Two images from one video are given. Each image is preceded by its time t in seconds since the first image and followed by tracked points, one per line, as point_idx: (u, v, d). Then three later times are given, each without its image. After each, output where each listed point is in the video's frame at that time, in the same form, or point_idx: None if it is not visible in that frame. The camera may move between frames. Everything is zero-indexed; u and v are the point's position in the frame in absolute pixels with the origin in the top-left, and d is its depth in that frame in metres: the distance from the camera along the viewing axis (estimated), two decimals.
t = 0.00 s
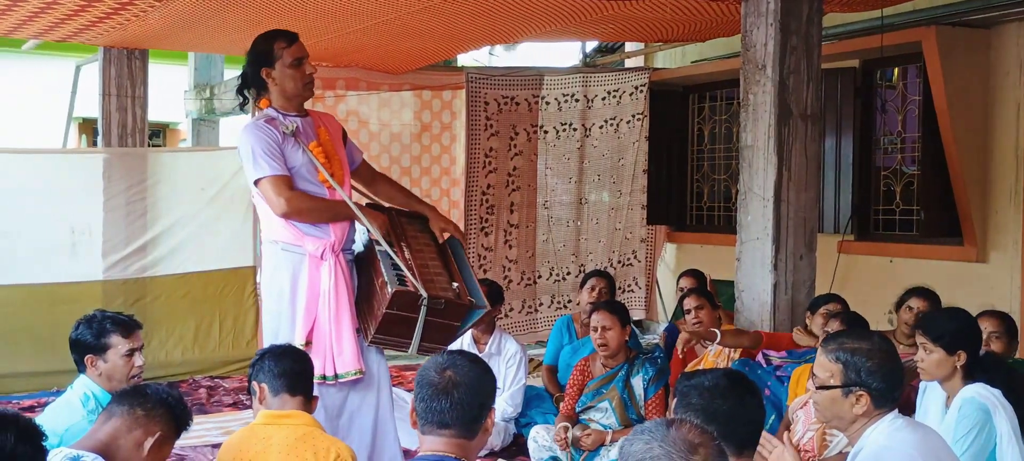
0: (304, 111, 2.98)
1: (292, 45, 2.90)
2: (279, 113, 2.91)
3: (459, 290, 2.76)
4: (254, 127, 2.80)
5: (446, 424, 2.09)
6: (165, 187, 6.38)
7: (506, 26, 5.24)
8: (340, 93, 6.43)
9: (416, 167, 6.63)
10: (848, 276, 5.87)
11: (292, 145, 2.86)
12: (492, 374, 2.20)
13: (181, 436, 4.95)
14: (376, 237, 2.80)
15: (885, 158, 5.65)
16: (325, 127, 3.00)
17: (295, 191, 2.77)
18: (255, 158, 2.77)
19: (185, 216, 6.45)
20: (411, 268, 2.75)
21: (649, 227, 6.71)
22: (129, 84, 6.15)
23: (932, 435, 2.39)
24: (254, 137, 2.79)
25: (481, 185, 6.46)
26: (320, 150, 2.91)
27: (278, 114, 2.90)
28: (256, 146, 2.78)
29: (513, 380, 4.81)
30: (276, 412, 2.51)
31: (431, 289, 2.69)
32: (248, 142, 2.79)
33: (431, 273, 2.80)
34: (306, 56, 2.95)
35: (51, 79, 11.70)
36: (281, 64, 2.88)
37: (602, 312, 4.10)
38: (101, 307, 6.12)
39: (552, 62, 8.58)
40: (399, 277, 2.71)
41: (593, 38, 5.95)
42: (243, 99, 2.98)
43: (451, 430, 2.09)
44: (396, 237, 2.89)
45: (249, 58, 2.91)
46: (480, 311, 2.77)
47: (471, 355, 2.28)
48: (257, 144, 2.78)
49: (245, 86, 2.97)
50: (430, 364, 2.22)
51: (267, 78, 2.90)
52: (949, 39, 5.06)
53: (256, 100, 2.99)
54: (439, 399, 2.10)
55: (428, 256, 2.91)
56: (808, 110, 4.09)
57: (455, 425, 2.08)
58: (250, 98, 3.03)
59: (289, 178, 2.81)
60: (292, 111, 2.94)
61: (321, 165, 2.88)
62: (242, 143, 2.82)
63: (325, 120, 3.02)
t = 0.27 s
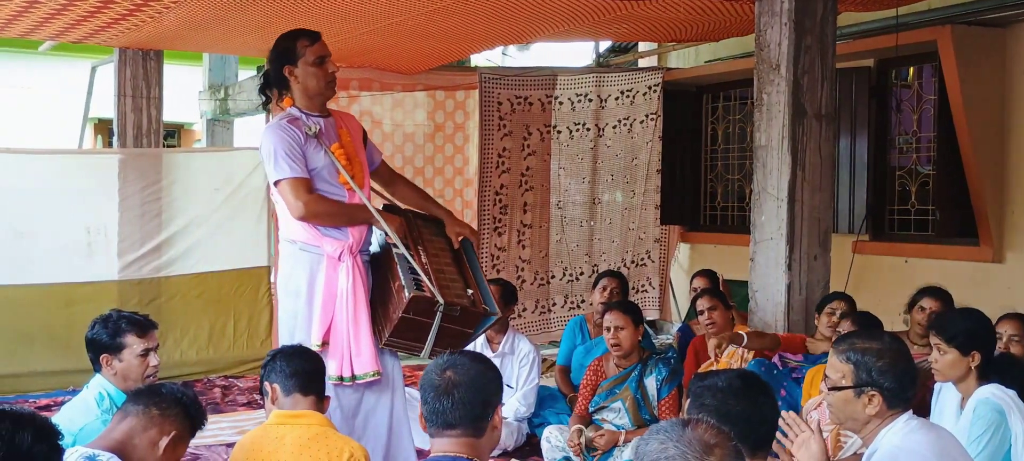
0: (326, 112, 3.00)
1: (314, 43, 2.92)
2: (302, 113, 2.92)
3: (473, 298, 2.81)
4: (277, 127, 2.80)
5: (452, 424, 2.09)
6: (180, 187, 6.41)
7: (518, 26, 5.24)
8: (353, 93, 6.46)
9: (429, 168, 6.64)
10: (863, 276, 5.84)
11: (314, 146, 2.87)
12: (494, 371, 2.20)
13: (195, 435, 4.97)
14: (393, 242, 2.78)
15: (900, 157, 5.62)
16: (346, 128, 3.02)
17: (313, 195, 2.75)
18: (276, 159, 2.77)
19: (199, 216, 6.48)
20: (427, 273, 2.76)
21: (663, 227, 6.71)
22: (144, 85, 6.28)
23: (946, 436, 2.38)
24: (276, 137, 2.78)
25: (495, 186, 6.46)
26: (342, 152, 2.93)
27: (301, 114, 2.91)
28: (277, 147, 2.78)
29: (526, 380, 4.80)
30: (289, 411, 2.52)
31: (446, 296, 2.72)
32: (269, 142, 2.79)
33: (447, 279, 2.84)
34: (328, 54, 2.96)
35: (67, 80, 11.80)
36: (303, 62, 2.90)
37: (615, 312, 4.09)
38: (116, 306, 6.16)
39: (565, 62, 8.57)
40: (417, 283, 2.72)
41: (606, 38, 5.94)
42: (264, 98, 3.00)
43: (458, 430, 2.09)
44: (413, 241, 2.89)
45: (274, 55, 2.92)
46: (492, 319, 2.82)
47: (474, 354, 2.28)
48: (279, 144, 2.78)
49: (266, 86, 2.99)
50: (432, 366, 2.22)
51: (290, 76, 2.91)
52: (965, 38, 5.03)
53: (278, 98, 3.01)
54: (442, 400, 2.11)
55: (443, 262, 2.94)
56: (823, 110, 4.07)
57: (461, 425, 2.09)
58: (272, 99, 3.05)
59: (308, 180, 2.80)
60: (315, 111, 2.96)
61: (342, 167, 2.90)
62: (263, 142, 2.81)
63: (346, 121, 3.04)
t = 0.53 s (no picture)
0: (341, 112, 3.00)
1: (326, 41, 2.92)
2: (317, 112, 2.92)
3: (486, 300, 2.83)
4: (293, 127, 2.82)
5: (456, 424, 2.09)
6: (189, 187, 6.42)
7: (527, 26, 5.24)
8: (362, 93, 6.54)
9: (437, 168, 6.65)
10: (873, 277, 5.81)
11: (329, 147, 2.88)
12: (496, 369, 2.20)
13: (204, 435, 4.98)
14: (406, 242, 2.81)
15: (910, 157, 5.59)
16: (360, 129, 3.03)
17: (328, 195, 2.77)
18: (291, 159, 2.78)
19: (208, 216, 6.49)
20: (441, 274, 2.79)
21: (671, 227, 6.70)
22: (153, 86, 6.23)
23: (956, 438, 2.37)
24: (292, 138, 2.80)
25: (503, 185, 6.46)
26: (356, 152, 2.93)
27: (316, 113, 2.91)
28: (293, 147, 2.79)
29: (535, 381, 4.80)
30: (297, 412, 2.52)
31: (460, 297, 2.75)
32: (285, 142, 2.80)
33: (459, 280, 2.85)
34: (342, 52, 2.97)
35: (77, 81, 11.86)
36: (316, 59, 2.90)
37: (623, 312, 4.09)
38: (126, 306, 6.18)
39: (573, 62, 8.56)
40: (430, 283, 2.74)
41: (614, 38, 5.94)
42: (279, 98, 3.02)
43: (463, 429, 2.09)
44: (425, 242, 2.92)
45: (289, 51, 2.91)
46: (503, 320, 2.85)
47: (477, 353, 2.28)
48: (295, 145, 2.79)
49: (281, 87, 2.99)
50: (436, 366, 2.22)
51: (303, 74, 2.91)
52: (975, 38, 5.01)
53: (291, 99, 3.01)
54: (445, 401, 2.11)
55: (455, 263, 2.96)
56: (832, 110, 4.06)
57: (466, 424, 2.09)
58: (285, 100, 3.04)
59: (323, 180, 2.81)
60: (330, 111, 2.96)
61: (357, 168, 2.90)
62: (279, 143, 2.83)
63: (360, 121, 3.05)
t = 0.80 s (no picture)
0: (345, 110, 3.00)
1: (332, 40, 2.93)
2: (322, 111, 2.92)
3: (489, 300, 2.84)
4: (298, 126, 2.81)
5: (458, 421, 2.10)
6: (190, 187, 6.43)
7: (527, 25, 5.24)
8: (363, 93, 6.54)
9: (438, 167, 6.66)
10: (873, 277, 5.81)
11: (334, 146, 2.88)
12: (498, 367, 2.21)
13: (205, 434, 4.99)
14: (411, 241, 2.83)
15: (911, 156, 5.59)
16: (364, 128, 3.03)
17: (332, 195, 2.78)
18: (296, 158, 2.78)
19: (209, 216, 6.50)
20: (445, 274, 2.80)
21: (671, 227, 6.69)
22: (154, 85, 6.26)
23: (956, 436, 2.37)
24: (297, 137, 2.79)
25: (504, 185, 6.48)
26: (361, 152, 2.94)
27: (321, 112, 2.91)
28: (298, 147, 2.78)
29: (535, 380, 4.80)
30: (296, 411, 2.52)
31: (464, 297, 2.76)
32: (290, 141, 2.80)
33: (464, 279, 2.86)
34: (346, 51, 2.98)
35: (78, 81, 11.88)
36: (322, 57, 2.91)
37: (624, 311, 4.10)
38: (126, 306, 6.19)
39: (574, 61, 8.56)
40: (435, 283, 2.75)
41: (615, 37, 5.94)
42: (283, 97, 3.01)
43: (465, 427, 2.09)
44: (430, 241, 2.93)
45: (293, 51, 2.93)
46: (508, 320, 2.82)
47: (479, 352, 2.29)
48: (300, 144, 2.78)
49: (285, 86, 2.99)
50: (438, 363, 2.23)
51: (308, 73, 2.92)
52: (975, 37, 5.01)
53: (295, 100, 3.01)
54: (447, 397, 2.11)
55: (459, 262, 2.96)
56: (832, 109, 4.06)
57: (467, 422, 2.09)
58: (289, 98, 3.05)
59: (328, 180, 2.81)
60: (335, 110, 2.96)
61: (362, 167, 2.91)
62: (284, 142, 2.82)
63: (364, 120, 3.06)
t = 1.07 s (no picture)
0: (345, 109, 3.00)
1: (331, 40, 2.92)
2: (322, 110, 2.92)
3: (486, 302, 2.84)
4: (298, 125, 2.80)
5: (455, 420, 2.10)
6: (183, 186, 6.42)
7: (522, 25, 5.25)
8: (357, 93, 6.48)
9: (433, 167, 6.64)
10: (866, 276, 5.84)
11: (334, 145, 2.88)
12: (494, 367, 2.21)
13: (199, 434, 4.98)
14: (410, 243, 2.82)
15: (904, 156, 5.60)
16: (364, 127, 3.03)
17: (330, 194, 2.77)
18: (295, 157, 2.78)
19: (203, 215, 6.49)
20: (442, 275, 2.79)
21: (667, 227, 6.68)
22: (148, 85, 6.23)
23: (949, 435, 2.38)
24: (296, 135, 2.79)
25: (499, 185, 6.45)
26: (360, 151, 2.93)
27: (320, 111, 2.91)
28: (296, 145, 2.78)
29: (529, 379, 4.80)
30: (288, 411, 2.53)
31: (461, 299, 2.76)
32: (289, 140, 2.79)
33: (460, 281, 2.86)
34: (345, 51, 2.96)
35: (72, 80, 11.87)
36: (322, 57, 2.90)
37: (618, 310, 4.12)
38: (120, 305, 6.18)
39: (569, 61, 8.57)
40: (432, 284, 2.73)
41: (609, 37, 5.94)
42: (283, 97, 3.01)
43: (462, 426, 2.09)
44: (428, 242, 2.93)
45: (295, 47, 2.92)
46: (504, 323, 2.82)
47: (474, 353, 2.30)
48: (299, 143, 2.78)
49: (285, 85, 2.99)
50: (434, 363, 2.23)
51: (308, 73, 2.92)
52: (968, 37, 5.03)
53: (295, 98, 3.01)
54: (445, 396, 2.11)
55: (456, 264, 2.96)
56: (825, 109, 4.07)
57: (464, 421, 2.09)
58: (290, 98, 3.04)
59: (326, 179, 2.81)
60: (335, 109, 2.96)
61: (361, 167, 2.91)
62: (283, 140, 2.82)
63: (364, 120, 3.05)
